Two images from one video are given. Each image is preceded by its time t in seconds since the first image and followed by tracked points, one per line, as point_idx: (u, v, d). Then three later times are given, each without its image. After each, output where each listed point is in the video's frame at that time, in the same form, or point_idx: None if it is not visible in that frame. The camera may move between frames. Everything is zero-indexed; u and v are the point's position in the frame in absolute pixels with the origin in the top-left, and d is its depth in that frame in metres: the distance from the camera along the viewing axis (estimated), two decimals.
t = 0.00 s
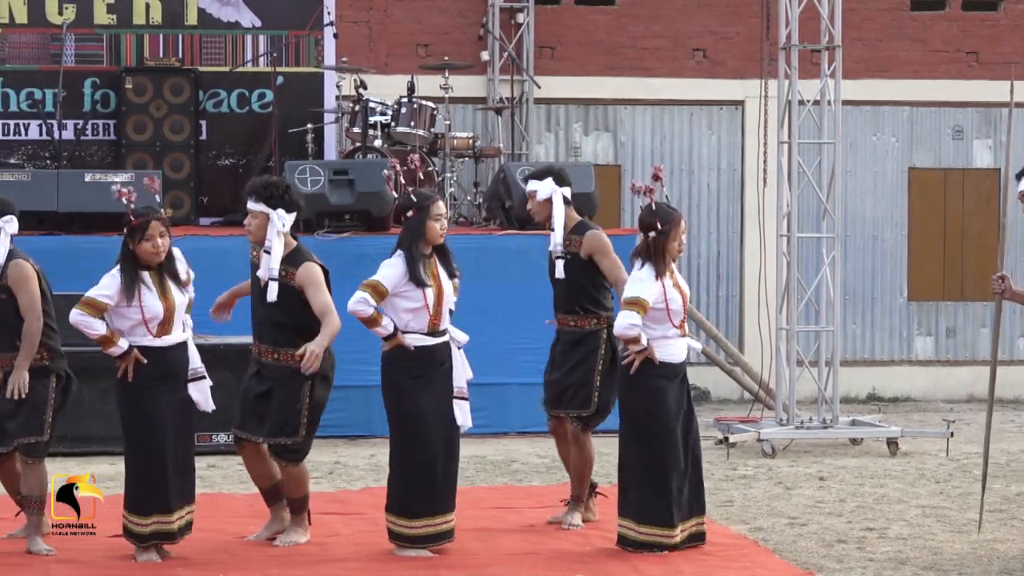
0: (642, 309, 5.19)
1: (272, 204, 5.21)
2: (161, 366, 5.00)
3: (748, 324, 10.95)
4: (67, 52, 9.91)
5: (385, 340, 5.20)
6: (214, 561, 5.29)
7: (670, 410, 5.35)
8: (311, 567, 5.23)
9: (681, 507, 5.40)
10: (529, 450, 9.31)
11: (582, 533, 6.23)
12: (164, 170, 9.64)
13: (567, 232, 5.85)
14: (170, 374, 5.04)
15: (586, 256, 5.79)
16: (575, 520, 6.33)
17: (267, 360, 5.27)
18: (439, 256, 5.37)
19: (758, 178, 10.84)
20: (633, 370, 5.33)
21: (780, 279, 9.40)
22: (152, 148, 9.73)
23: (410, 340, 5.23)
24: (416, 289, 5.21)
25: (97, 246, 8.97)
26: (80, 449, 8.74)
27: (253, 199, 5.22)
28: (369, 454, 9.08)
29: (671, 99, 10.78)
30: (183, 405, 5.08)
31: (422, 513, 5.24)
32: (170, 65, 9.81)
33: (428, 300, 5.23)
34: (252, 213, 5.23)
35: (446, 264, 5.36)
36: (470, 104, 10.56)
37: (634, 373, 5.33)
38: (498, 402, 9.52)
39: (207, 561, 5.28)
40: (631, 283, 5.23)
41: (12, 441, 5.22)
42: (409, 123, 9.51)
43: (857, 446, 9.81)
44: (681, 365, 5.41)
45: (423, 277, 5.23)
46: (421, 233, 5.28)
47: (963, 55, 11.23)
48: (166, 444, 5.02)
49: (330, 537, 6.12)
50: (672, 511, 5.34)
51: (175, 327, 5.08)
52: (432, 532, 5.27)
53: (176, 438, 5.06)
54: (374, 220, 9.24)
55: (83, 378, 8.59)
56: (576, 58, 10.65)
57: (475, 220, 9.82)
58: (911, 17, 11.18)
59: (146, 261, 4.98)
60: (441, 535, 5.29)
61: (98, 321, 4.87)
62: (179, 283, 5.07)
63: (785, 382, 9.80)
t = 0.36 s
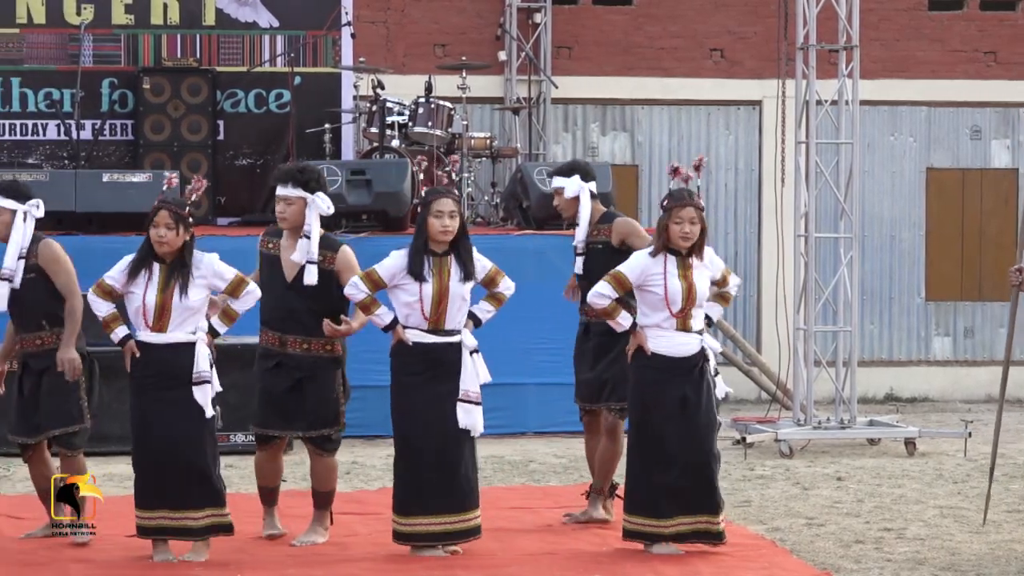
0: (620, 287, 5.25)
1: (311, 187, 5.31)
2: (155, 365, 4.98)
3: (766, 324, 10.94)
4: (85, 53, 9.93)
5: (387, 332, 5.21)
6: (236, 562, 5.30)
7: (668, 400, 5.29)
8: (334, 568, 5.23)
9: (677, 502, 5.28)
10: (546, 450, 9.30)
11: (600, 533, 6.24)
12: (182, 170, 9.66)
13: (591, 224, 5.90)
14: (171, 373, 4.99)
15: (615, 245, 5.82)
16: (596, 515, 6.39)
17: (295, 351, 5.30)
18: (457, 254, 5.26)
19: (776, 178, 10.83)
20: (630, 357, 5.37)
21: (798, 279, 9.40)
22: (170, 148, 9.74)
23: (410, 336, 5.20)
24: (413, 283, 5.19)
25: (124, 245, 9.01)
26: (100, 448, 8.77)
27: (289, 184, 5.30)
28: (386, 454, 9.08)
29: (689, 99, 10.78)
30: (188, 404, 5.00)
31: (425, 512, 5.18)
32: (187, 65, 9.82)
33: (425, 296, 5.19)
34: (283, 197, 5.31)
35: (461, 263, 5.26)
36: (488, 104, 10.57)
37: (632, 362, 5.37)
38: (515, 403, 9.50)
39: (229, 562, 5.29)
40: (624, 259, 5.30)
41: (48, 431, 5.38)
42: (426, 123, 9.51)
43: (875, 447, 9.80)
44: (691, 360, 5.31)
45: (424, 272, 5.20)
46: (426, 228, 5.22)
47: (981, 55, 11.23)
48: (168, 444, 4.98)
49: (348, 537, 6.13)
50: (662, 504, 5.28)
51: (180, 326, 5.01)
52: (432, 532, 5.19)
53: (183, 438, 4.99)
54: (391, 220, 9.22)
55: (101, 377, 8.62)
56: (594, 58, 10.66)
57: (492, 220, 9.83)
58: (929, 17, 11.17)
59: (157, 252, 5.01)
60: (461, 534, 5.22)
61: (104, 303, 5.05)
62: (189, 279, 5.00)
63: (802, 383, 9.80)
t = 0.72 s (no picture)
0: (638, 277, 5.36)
1: (325, 187, 5.34)
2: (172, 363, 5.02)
3: (781, 324, 10.93)
4: (101, 53, 9.94)
5: (411, 328, 5.33)
6: (254, 563, 5.31)
7: (669, 399, 5.31)
8: (352, 569, 5.24)
9: (670, 503, 5.29)
10: (561, 450, 9.31)
11: (614, 532, 6.26)
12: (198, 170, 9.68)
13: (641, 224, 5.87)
14: (182, 371, 5.02)
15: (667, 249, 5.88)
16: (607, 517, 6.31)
17: (325, 349, 5.44)
18: (479, 255, 5.28)
19: (791, 177, 10.82)
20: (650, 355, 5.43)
21: (814, 279, 9.39)
22: (185, 148, 9.76)
23: (429, 334, 5.26)
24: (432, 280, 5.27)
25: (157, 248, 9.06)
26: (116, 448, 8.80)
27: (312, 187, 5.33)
28: (402, 455, 9.09)
29: (704, 99, 10.77)
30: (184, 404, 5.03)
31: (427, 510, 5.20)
32: (203, 65, 9.85)
33: (441, 293, 5.25)
34: (310, 200, 5.34)
35: (482, 265, 5.26)
36: (503, 105, 10.57)
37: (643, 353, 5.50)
38: (530, 403, 9.51)
39: (247, 562, 5.30)
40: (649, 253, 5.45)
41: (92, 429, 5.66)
42: (442, 123, 9.51)
43: (891, 447, 9.79)
44: (704, 360, 5.27)
45: (443, 270, 5.26)
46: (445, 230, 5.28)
47: (997, 55, 11.22)
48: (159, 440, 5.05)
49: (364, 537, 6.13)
50: (656, 504, 5.31)
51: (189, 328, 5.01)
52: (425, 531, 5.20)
53: (173, 439, 5.04)
54: (407, 220, 9.21)
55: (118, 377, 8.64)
56: (609, 58, 10.66)
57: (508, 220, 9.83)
58: (945, 17, 11.16)
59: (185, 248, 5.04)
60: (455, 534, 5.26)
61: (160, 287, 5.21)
62: (199, 281, 4.97)
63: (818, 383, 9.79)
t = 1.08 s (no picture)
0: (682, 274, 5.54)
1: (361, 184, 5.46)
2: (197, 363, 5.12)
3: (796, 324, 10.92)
4: (117, 53, 9.96)
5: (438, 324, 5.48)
6: (269, 563, 5.30)
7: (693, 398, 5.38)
8: (368, 569, 5.23)
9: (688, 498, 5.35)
10: (576, 450, 9.31)
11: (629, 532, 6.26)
12: (213, 170, 9.71)
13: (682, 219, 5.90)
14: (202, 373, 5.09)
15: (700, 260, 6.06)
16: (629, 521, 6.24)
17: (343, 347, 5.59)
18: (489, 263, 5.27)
19: (807, 178, 10.82)
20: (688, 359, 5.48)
21: (829, 279, 9.39)
22: (200, 148, 9.78)
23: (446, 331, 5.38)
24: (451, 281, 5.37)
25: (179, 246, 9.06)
26: (129, 448, 8.79)
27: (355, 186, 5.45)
28: (416, 455, 9.09)
29: (718, 99, 10.76)
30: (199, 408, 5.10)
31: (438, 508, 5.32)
32: (218, 65, 9.87)
33: (454, 296, 5.33)
34: (349, 198, 5.45)
35: (492, 273, 5.27)
36: (518, 105, 10.57)
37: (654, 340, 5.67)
38: (545, 403, 9.49)
39: (263, 562, 5.30)
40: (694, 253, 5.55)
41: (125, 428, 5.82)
42: (457, 123, 9.54)
43: (906, 447, 9.79)
44: (729, 360, 5.28)
45: (461, 273, 5.32)
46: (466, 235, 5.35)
47: (1012, 55, 11.22)
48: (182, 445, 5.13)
49: (379, 537, 6.12)
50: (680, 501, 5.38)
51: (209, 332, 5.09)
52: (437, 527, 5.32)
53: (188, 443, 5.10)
54: (422, 220, 9.21)
55: (134, 377, 8.65)
56: (624, 58, 10.66)
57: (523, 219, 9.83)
58: (960, 17, 11.16)
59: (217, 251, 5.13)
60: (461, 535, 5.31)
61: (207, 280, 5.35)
62: (220, 286, 5.07)
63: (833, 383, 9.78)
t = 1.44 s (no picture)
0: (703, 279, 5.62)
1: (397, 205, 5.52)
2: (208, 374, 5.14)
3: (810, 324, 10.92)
4: (131, 53, 9.97)
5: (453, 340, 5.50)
6: (282, 563, 5.29)
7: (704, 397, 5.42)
8: (383, 569, 5.23)
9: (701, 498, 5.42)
10: (589, 450, 9.30)
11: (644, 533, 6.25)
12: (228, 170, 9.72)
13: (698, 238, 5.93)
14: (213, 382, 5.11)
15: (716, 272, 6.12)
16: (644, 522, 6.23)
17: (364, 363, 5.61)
18: (499, 279, 5.28)
19: (822, 178, 10.81)
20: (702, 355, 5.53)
21: (843, 280, 9.38)
22: (215, 148, 9.80)
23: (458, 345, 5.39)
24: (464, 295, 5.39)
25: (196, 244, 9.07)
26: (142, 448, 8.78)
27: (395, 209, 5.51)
28: (430, 454, 9.09)
29: (733, 99, 10.75)
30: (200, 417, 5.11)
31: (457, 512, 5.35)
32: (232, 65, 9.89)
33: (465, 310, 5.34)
34: (386, 216, 5.51)
35: (503, 290, 5.28)
36: (533, 105, 10.57)
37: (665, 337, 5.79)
38: (557, 403, 9.48)
39: (277, 563, 5.28)
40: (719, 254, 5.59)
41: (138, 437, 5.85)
42: (471, 123, 9.53)
43: (920, 448, 9.78)
44: (732, 360, 5.32)
45: (473, 289, 5.34)
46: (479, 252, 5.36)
47: None
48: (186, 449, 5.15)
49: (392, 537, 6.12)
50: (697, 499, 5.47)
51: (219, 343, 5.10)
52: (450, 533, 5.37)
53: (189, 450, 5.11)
54: (436, 220, 9.22)
55: (148, 377, 8.66)
56: (638, 58, 10.65)
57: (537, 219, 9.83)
58: (974, 17, 11.15)
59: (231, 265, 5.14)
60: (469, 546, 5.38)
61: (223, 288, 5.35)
62: (229, 297, 5.09)
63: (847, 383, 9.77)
